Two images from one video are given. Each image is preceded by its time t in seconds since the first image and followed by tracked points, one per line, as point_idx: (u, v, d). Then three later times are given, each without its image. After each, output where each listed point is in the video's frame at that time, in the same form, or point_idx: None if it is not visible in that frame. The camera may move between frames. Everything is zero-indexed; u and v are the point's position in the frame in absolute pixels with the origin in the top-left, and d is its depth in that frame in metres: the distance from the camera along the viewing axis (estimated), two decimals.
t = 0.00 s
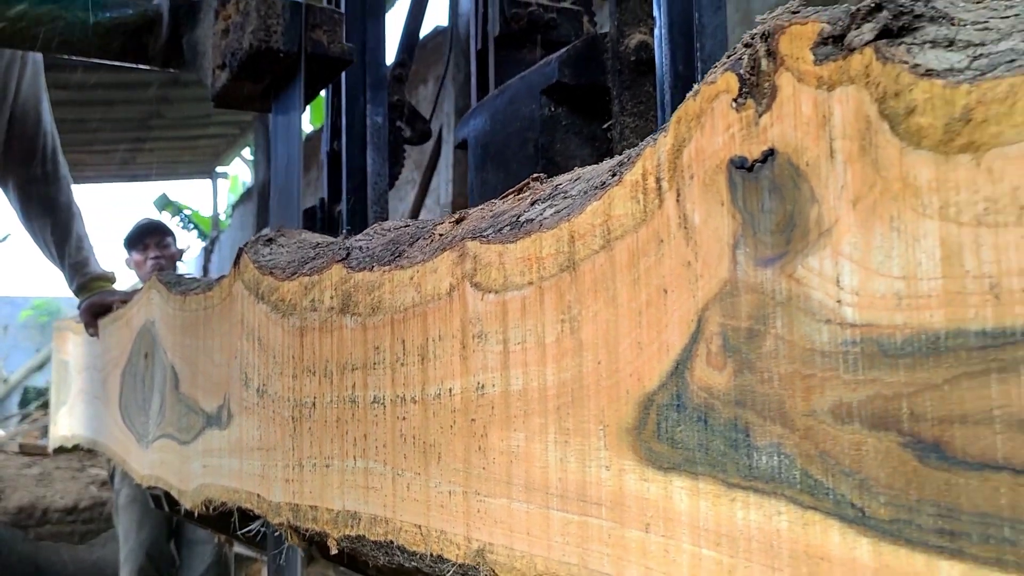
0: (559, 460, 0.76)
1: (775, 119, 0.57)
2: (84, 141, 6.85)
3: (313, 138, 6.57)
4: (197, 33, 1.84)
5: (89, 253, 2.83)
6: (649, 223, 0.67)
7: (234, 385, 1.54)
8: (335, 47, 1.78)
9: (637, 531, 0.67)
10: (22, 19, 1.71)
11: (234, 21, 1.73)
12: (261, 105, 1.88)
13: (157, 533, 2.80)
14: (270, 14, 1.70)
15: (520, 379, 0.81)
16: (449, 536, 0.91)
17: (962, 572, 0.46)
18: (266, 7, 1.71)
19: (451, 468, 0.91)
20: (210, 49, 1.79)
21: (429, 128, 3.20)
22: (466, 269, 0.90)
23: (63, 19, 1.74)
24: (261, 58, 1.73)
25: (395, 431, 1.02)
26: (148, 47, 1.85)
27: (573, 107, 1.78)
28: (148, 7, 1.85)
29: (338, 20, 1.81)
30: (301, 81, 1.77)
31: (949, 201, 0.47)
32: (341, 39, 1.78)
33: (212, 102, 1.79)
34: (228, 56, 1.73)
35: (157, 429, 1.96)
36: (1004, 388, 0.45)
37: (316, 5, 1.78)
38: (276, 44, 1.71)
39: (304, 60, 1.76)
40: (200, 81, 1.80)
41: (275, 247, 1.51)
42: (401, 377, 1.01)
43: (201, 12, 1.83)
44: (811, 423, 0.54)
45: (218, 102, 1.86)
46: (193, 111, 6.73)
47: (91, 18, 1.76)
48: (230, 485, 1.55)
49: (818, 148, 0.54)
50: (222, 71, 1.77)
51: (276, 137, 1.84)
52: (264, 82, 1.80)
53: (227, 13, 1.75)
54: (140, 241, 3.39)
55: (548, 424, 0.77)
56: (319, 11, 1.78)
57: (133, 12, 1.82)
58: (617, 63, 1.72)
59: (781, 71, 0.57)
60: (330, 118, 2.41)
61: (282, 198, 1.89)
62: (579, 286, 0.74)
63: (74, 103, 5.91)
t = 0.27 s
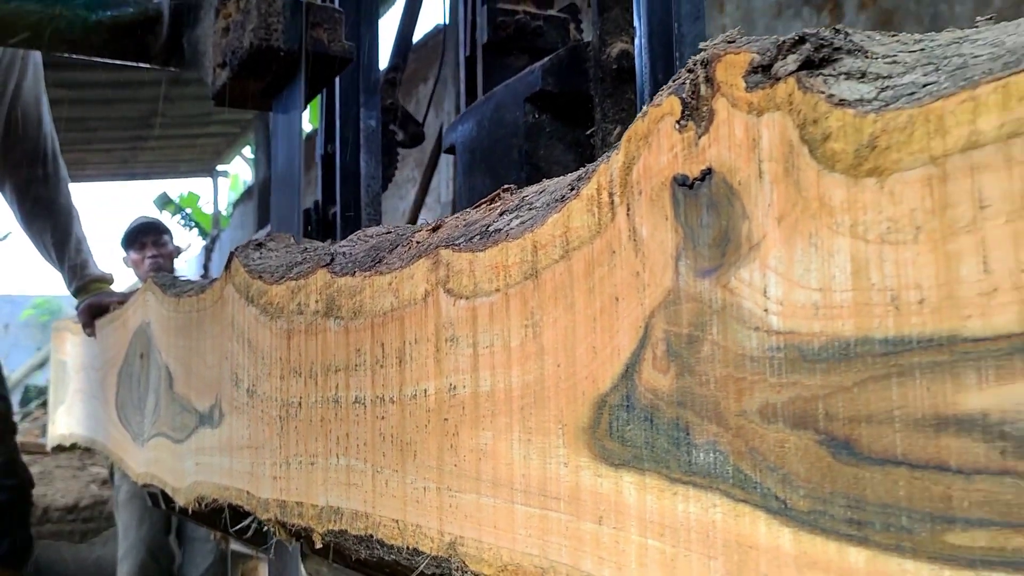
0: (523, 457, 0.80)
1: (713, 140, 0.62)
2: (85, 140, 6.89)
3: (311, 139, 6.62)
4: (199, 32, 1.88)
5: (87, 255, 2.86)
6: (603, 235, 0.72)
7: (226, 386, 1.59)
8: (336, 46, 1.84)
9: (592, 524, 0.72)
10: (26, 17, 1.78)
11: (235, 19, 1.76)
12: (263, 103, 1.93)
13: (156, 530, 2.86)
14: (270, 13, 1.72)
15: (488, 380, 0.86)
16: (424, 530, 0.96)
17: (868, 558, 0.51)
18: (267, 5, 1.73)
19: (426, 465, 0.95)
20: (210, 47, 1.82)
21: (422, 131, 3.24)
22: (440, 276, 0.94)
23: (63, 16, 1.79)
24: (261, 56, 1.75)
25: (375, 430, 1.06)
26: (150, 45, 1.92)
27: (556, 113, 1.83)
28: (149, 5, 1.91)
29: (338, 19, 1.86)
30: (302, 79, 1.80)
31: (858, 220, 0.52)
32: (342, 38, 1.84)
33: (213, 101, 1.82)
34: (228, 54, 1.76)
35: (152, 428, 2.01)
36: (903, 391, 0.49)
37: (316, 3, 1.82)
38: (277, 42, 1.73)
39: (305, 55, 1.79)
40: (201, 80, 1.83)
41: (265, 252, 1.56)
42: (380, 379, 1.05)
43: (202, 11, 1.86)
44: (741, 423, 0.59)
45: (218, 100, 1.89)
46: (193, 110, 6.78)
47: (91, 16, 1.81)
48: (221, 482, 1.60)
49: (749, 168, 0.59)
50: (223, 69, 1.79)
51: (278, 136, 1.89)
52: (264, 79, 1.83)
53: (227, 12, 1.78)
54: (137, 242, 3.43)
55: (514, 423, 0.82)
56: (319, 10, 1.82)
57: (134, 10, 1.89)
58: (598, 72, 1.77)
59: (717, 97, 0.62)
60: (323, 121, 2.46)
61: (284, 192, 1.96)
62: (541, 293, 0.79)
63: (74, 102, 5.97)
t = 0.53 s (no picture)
0: (493, 455, 0.84)
1: (663, 158, 0.66)
2: (86, 138, 6.93)
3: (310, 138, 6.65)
4: (199, 31, 1.96)
5: (86, 256, 2.90)
6: (565, 245, 0.76)
7: (217, 386, 1.63)
8: (337, 44, 1.86)
9: (555, 518, 0.76)
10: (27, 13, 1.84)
11: (236, 18, 1.82)
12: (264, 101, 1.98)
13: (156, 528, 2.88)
14: (269, 12, 1.77)
15: (461, 381, 0.90)
16: (403, 524, 1.00)
17: (796, 547, 0.55)
18: (267, 3, 1.77)
19: (405, 462, 0.99)
20: (212, 46, 1.89)
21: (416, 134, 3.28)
22: (418, 282, 0.98)
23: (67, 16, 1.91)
24: (261, 53, 1.80)
25: (358, 429, 1.10)
26: (149, 44, 2.01)
27: (542, 118, 1.87)
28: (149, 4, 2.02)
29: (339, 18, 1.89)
30: (303, 76, 1.83)
31: (789, 235, 0.56)
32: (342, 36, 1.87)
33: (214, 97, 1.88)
34: (228, 52, 1.83)
35: (147, 427, 2.05)
36: (826, 393, 0.53)
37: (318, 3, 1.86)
38: (278, 41, 1.78)
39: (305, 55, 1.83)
40: (202, 78, 1.90)
41: (256, 255, 1.60)
42: (363, 380, 1.10)
43: (203, 11, 1.95)
44: (688, 422, 0.63)
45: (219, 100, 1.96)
46: (193, 108, 6.82)
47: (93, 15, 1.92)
48: (213, 480, 1.64)
49: (694, 184, 0.63)
50: (223, 67, 1.86)
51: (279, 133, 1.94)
52: (264, 78, 1.90)
53: (228, 10, 1.85)
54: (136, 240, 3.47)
55: (486, 422, 0.86)
56: (320, 9, 1.85)
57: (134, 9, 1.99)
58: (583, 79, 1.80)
59: (667, 116, 0.66)
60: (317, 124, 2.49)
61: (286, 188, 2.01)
62: (511, 299, 0.83)
63: (75, 101, 6.01)
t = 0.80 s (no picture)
0: (467, 453, 0.88)
1: (620, 173, 0.70)
2: (87, 136, 6.98)
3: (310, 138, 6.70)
4: (199, 29, 2.05)
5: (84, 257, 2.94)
6: (532, 254, 0.80)
7: (210, 386, 1.67)
8: (336, 43, 1.94)
9: (523, 512, 0.80)
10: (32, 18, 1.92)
11: (237, 16, 1.89)
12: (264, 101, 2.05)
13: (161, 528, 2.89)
14: (270, 10, 1.84)
15: (438, 382, 0.94)
16: (385, 519, 1.04)
17: (736, 537, 0.59)
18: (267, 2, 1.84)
19: (386, 460, 1.03)
20: (213, 45, 1.97)
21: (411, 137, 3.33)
22: (398, 287, 1.03)
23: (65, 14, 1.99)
24: (262, 51, 1.86)
25: (343, 428, 1.14)
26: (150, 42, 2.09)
27: (529, 125, 1.91)
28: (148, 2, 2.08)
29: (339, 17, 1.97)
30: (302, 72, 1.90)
31: (730, 247, 0.60)
32: (342, 34, 1.94)
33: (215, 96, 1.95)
34: (229, 50, 1.90)
35: (143, 426, 2.09)
36: (762, 394, 0.57)
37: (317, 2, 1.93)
38: (278, 38, 1.84)
39: (305, 53, 1.90)
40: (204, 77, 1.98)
41: (247, 259, 1.64)
42: (347, 381, 1.14)
43: (205, 10, 2.02)
44: (642, 422, 0.67)
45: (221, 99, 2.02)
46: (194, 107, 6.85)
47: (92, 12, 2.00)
48: (207, 478, 1.68)
49: (647, 198, 0.67)
50: (225, 65, 1.93)
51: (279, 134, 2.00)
52: (265, 78, 1.96)
53: (229, 9, 1.93)
54: (137, 241, 3.51)
55: (460, 421, 0.90)
56: (320, 8, 1.93)
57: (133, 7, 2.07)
58: (569, 85, 1.86)
59: (624, 134, 0.70)
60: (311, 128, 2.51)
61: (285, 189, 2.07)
62: (483, 304, 0.87)
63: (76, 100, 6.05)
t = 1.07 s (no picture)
0: (442, 451, 0.93)
1: (580, 186, 0.74)
2: (88, 134, 7.02)
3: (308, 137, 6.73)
4: (199, 27, 2.15)
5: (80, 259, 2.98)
6: (501, 262, 0.84)
7: (203, 386, 1.72)
8: (337, 42, 2.07)
9: (492, 507, 0.84)
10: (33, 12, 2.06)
11: (238, 16, 1.99)
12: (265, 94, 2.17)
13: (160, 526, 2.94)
14: (271, 10, 1.95)
15: (415, 384, 0.98)
16: (366, 515, 1.08)
17: (681, 529, 0.63)
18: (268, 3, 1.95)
19: (369, 458, 1.08)
20: (214, 44, 2.07)
21: (405, 140, 3.37)
22: (379, 293, 1.07)
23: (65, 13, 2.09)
24: (264, 50, 1.98)
25: (328, 426, 1.19)
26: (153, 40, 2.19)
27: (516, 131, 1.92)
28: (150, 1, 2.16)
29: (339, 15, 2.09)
30: (303, 70, 2.03)
31: (677, 258, 0.64)
32: (342, 33, 2.07)
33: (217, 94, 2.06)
34: (230, 49, 2.00)
35: (139, 424, 2.13)
36: (703, 396, 0.62)
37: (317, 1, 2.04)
38: (279, 38, 1.96)
39: (304, 51, 2.03)
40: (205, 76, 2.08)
41: (239, 262, 1.68)
42: (332, 381, 1.18)
43: (204, 7, 2.12)
44: (599, 421, 0.71)
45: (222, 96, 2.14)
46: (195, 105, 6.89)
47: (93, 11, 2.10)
48: (200, 475, 1.72)
49: (603, 211, 0.71)
50: (225, 64, 2.04)
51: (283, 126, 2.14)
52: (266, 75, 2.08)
53: (230, 8, 2.02)
54: (136, 244, 3.55)
55: (436, 421, 0.94)
56: (321, 7, 2.04)
57: (134, 6, 2.15)
58: (555, 91, 1.92)
59: (584, 149, 0.74)
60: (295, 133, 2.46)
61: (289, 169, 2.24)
62: (457, 309, 0.91)
63: (76, 99, 6.09)
